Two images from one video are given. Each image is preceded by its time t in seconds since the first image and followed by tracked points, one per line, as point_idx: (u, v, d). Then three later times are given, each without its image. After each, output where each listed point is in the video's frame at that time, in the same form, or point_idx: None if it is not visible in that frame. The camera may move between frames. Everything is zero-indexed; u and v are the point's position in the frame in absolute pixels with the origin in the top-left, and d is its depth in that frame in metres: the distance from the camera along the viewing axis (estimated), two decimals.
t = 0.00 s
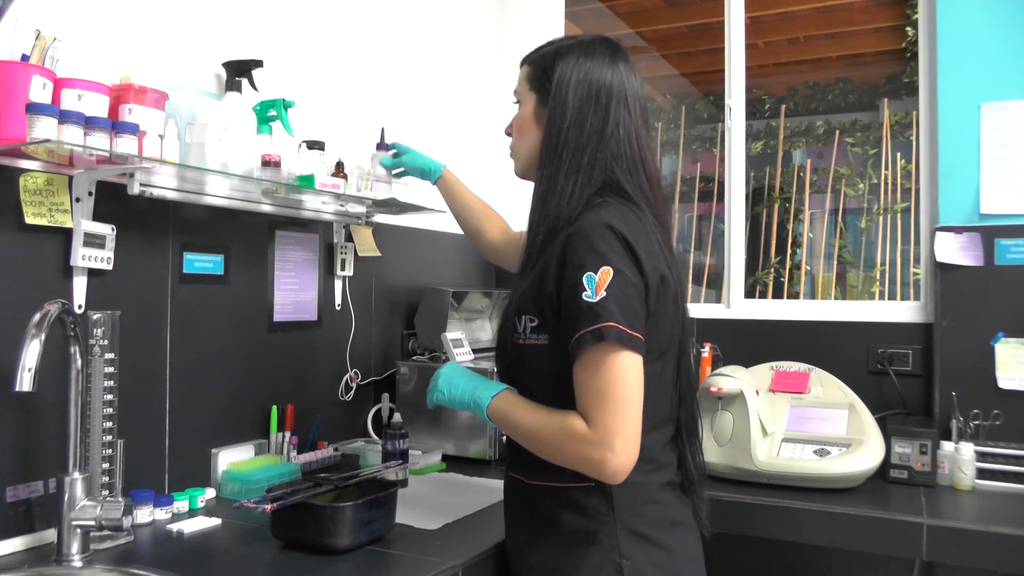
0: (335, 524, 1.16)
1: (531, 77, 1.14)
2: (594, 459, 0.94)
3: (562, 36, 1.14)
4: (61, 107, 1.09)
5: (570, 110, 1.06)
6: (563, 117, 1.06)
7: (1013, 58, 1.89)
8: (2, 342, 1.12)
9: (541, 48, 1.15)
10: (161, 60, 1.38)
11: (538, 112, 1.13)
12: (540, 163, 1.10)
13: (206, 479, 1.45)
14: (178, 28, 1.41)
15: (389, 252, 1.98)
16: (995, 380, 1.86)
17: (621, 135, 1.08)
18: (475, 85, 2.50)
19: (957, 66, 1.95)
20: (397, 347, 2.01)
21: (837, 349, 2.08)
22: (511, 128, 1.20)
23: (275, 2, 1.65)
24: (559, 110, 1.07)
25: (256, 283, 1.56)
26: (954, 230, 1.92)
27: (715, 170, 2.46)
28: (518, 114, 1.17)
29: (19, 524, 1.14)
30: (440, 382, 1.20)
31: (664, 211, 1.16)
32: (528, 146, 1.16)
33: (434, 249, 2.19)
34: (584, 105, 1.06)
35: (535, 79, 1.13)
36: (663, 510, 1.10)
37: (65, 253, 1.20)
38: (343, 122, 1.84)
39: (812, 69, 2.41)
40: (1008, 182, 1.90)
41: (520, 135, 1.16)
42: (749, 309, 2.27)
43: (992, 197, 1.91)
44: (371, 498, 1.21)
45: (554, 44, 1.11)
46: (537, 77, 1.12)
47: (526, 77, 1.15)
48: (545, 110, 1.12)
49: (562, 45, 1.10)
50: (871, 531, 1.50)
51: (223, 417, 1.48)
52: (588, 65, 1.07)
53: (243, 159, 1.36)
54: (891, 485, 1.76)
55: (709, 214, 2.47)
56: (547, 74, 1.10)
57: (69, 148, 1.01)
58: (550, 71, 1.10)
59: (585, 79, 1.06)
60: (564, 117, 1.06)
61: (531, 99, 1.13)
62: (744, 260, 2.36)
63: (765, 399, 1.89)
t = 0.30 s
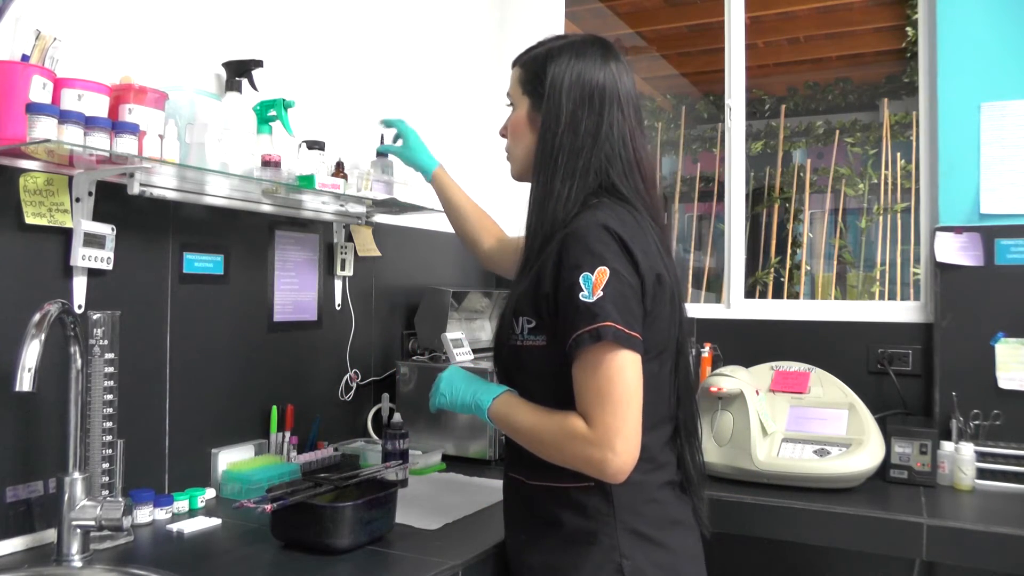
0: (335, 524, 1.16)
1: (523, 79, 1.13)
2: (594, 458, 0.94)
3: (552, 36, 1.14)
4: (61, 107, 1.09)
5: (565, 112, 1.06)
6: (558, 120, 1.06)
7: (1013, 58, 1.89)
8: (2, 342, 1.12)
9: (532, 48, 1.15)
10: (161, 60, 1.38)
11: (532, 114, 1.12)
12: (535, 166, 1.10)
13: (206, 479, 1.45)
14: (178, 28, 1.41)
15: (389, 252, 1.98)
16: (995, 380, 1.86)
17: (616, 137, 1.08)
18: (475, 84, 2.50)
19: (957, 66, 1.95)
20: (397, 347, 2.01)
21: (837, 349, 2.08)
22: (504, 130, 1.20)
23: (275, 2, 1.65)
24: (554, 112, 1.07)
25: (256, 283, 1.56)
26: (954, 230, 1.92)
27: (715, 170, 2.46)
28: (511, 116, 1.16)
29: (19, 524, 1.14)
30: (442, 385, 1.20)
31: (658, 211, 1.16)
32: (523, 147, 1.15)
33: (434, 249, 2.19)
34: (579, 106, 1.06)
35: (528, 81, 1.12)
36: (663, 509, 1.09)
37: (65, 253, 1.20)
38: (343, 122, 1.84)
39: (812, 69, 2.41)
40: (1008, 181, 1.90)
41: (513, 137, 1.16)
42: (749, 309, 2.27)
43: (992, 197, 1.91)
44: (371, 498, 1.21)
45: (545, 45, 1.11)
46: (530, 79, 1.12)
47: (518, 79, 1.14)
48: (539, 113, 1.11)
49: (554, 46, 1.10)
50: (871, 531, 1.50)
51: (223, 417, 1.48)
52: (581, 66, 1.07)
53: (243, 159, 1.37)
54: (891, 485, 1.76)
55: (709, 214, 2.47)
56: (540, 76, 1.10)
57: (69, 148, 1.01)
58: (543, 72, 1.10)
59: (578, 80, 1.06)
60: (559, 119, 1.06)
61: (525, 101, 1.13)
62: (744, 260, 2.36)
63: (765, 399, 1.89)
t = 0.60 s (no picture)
0: (335, 524, 1.16)
1: (522, 79, 1.12)
2: (600, 459, 0.94)
3: (546, 36, 1.14)
4: (61, 107, 1.09)
5: (567, 114, 1.05)
6: (560, 122, 1.06)
7: (1013, 59, 1.89)
8: (2, 342, 1.12)
9: (528, 49, 1.14)
10: (161, 60, 1.38)
11: (532, 115, 1.12)
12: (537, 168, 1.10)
13: (206, 479, 1.45)
14: (178, 28, 1.41)
15: (389, 253, 1.98)
16: (995, 380, 1.86)
17: (616, 138, 1.08)
18: (475, 84, 2.50)
19: (958, 67, 1.95)
20: (397, 347, 2.01)
21: (837, 349, 2.08)
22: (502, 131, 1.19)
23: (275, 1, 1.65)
24: (556, 114, 1.06)
25: (256, 283, 1.56)
26: (955, 230, 1.92)
27: (715, 170, 2.46)
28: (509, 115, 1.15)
29: (19, 524, 1.14)
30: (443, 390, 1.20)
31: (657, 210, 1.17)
32: (522, 148, 1.14)
33: (434, 249, 2.19)
34: (581, 107, 1.06)
35: (527, 82, 1.11)
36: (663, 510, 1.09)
37: (65, 253, 1.20)
38: (343, 122, 1.84)
39: (812, 69, 2.41)
40: (1008, 181, 1.90)
41: (511, 137, 1.15)
42: (749, 309, 2.27)
43: (992, 197, 1.91)
44: (371, 499, 1.21)
45: (542, 46, 1.11)
46: (529, 79, 1.11)
47: (517, 80, 1.13)
48: (541, 114, 1.11)
49: (551, 46, 1.10)
50: (871, 531, 1.50)
51: (223, 416, 1.48)
52: (585, 66, 1.07)
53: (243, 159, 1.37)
54: (891, 485, 1.76)
55: (709, 214, 2.47)
56: (540, 76, 1.09)
57: (69, 148, 1.01)
58: (543, 73, 1.09)
59: (579, 82, 1.06)
60: (561, 121, 1.06)
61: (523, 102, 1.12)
62: (744, 260, 2.36)
63: (765, 399, 1.89)
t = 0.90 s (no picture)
0: (335, 524, 1.16)
1: (523, 80, 1.10)
2: (609, 459, 0.94)
3: (534, 35, 1.13)
4: (61, 107, 1.09)
5: (574, 115, 1.05)
6: (567, 123, 1.05)
7: (1013, 59, 1.89)
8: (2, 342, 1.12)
9: (523, 48, 1.12)
10: (161, 60, 1.38)
11: (536, 117, 1.09)
12: (546, 171, 1.09)
13: (206, 479, 1.45)
14: (178, 28, 1.41)
15: (389, 253, 1.98)
16: (995, 380, 1.86)
17: (614, 138, 1.09)
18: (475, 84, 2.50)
19: (958, 68, 1.95)
20: (397, 347, 2.01)
21: (837, 349, 2.08)
22: (500, 135, 1.15)
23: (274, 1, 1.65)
24: (564, 116, 1.05)
25: (256, 283, 1.56)
26: (954, 231, 1.92)
27: (715, 170, 2.46)
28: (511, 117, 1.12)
29: (19, 524, 1.14)
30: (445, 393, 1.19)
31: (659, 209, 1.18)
32: (525, 152, 1.12)
33: (434, 249, 2.19)
34: (585, 107, 1.06)
35: (529, 83, 1.09)
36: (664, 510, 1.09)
37: (65, 253, 1.20)
38: (342, 122, 1.84)
39: (812, 69, 2.41)
40: (1008, 181, 1.90)
41: (512, 140, 1.11)
42: (749, 309, 2.27)
43: (992, 197, 1.91)
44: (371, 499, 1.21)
45: (540, 46, 1.10)
46: (532, 81, 1.09)
47: (517, 82, 1.10)
48: (549, 117, 1.09)
49: (545, 47, 1.09)
50: (871, 531, 1.50)
51: (224, 416, 1.48)
52: (586, 66, 1.07)
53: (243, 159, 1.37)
54: (891, 485, 1.76)
55: (709, 214, 2.47)
56: (538, 78, 1.08)
57: (69, 148, 1.01)
58: (545, 75, 1.07)
59: (582, 83, 1.06)
60: (572, 122, 1.05)
61: (526, 103, 1.10)
62: (744, 260, 2.36)
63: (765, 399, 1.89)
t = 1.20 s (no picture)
0: (334, 524, 1.16)
1: (536, 81, 1.08)
2: (624, 468, 0.93)
3: (536, 35, 1.12)
4: (61, 107, 1.09)
5: (589, 115, 1.04)
6: (581, 123, 1.05)
7: (1013, 59, 1.89)
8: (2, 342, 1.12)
9: (533, 47, 1.10)
10: (161, 60, 1.38)
11: (552, 118, 1.08)
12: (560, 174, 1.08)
13: (206, 479, 1.45)
14: (178, 28, 1.41)
15: (389, 253, 1.98)
16: (995, 380, 1.86)
17: (624, 139, 1.09)
18: (475, 84, 2.50)
19: (958, 68, 1.95)
20: (397, 347, 2.02)
21: (837, 349, 2.08)
22: (511, 138, 1.12)
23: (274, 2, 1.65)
24: (581, 119, 1.04)
25: (256, 283, 1.56)
26: (954, 231, 1.92)
27: (715, 170, 2.46)
28: (523, 118, 1.10)
29: (19, 524, 1.14)
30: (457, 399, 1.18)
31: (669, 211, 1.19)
32: (540, 153, 1.10)
33: (434, 249, 2.19)
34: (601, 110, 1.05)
35: (542, 84, 1.07)
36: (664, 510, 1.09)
37: (65, 253, 1.20)
38: (342, 122, 1.84)
39: (812, 69, 2.41)
40: (1008, 181, 1.90)
41: (527, 141, 1.10)
42: (749, 309, 2.27)
43: (992, 197, 1.91)
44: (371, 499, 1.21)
45: (551, 45, 1.08)
46: (545, 82, 1.07)
47: (529, 83, 1.08)
48: (565, 118, 1.08)
49: (551, 44, 1.08)
50: (871, 531, 1.50)
51: (224, 416, 1.48)
52: (599, 68, 1.06)
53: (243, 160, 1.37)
54: (891, 485, 1.76)
55: (709, 214, 2.47)
56: (549, 76, 1.06)
57: (69, 148, 1.01)
58: (559, 75, 1.05)
59: (598, 85, 1.05)
60: (586, 120, 1.04)
61: (541, 105, 1.08)
62: (744, 261, 2.36)
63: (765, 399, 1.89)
